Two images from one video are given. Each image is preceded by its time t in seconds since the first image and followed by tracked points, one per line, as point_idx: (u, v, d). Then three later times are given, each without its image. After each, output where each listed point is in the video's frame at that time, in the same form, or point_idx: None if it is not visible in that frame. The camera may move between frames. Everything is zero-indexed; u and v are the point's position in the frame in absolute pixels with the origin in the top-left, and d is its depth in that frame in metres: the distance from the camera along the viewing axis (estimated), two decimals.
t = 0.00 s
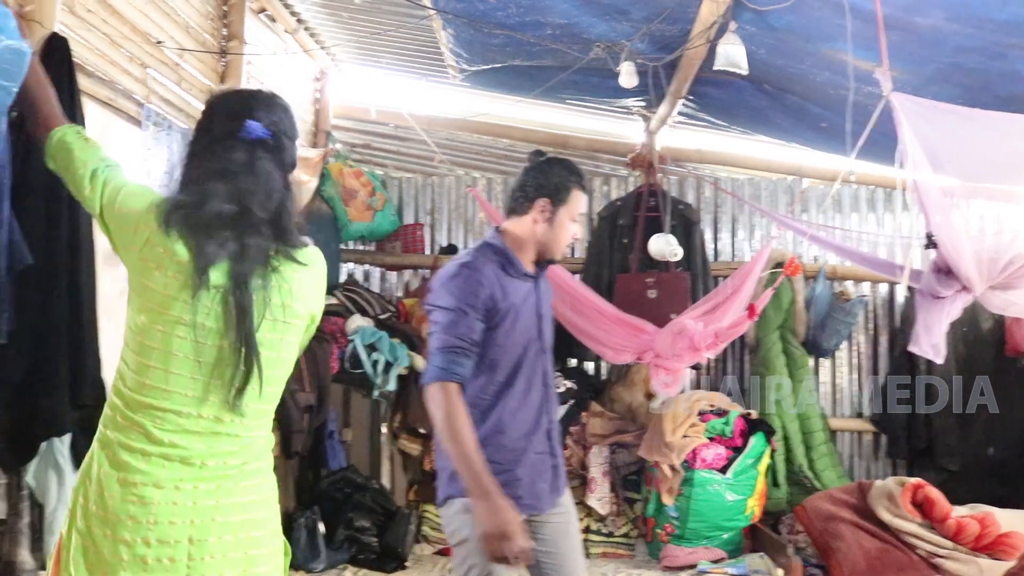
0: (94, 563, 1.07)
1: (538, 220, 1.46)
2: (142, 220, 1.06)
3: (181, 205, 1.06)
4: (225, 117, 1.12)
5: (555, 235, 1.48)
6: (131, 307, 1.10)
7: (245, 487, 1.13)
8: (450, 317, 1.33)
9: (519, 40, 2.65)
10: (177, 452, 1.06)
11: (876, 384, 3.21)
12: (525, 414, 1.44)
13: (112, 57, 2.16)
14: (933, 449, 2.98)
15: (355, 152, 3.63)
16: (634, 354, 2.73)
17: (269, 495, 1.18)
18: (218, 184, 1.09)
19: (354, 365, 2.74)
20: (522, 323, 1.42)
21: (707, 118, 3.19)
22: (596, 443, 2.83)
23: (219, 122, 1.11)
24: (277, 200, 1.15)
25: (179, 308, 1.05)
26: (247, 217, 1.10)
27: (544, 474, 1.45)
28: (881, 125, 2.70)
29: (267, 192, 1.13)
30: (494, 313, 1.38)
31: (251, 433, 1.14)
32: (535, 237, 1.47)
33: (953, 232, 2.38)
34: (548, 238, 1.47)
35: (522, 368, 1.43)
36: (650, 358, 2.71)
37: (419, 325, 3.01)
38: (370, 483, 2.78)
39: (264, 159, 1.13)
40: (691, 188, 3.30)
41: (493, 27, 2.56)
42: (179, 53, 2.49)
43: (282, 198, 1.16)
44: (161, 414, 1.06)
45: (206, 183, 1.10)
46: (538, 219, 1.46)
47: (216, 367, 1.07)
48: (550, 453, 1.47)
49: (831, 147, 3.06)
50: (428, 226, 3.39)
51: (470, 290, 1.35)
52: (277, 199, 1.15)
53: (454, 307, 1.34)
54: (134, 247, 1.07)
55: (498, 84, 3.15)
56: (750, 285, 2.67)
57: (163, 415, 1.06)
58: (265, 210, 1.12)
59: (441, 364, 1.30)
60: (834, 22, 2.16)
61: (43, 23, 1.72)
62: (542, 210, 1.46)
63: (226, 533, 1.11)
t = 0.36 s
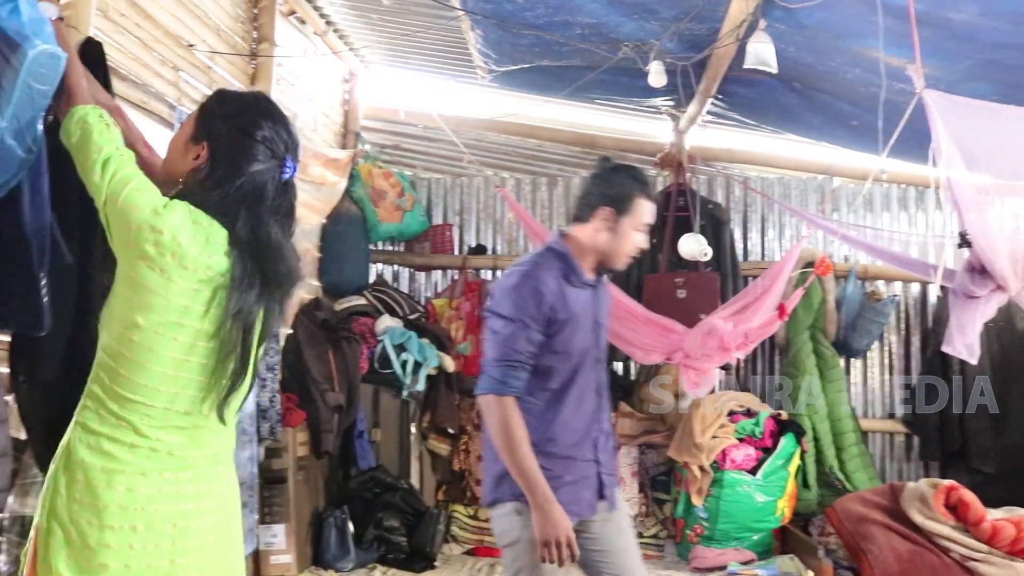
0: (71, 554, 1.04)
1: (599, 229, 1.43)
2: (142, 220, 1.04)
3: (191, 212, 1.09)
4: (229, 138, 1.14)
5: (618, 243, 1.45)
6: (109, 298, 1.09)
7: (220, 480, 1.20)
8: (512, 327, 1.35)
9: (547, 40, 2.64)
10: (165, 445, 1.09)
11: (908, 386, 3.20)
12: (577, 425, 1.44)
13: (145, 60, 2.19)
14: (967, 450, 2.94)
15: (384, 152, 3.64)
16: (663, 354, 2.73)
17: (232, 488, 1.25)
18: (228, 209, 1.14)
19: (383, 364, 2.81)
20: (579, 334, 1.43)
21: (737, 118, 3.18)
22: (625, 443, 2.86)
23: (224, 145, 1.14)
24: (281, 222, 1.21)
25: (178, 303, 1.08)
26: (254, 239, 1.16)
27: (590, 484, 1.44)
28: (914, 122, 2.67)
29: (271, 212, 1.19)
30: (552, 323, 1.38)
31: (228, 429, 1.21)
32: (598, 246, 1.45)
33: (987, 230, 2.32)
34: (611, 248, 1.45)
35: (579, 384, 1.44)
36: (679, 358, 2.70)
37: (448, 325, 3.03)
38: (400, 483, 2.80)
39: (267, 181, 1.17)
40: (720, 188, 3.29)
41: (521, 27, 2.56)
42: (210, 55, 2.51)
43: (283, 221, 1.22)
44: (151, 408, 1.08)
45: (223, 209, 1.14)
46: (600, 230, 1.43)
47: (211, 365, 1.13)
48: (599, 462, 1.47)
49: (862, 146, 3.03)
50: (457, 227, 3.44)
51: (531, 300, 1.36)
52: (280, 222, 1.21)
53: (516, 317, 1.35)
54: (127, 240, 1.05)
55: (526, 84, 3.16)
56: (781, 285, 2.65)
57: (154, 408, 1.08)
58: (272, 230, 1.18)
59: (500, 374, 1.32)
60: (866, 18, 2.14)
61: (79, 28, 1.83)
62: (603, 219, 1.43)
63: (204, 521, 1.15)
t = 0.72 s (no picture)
0: (89, 538, 1.17)
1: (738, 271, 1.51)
2: (150, 216, 1.15)
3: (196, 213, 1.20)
4: (235, 149, 1.25)
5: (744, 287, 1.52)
6: (111, 294, 1.20)
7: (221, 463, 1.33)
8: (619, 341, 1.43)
9: (574, 46, 2.64)
10: (169, 433, 1.22)
11: (939, 393, 3.18)
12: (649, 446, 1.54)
13: (177, 68, 2.20)
14: (1000, 458, 2.90)
15: (411, 160, 3.66)
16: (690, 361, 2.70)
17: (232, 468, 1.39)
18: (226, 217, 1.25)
19: (412, 370, 2.85)
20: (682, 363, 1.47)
21: (765, 122, 3.16)
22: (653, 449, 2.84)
23: (230, 157, 1.25)
24: (276, 232, 1.31)
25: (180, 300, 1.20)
26: (248, 245, 1.26)
27: (663, 507, 1.56)
28: (945, 126, 2.64)
29: (268, 221, 1.29)
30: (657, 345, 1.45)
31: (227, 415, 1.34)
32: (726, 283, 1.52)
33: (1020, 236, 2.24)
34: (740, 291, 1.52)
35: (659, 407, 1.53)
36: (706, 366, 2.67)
37: (475, 332, 3.08)
38: (428, 490, 2.80)
39: (269, 193, 1.27)
40: (748, 193, 3.32)
41: (548, 33, 2.56)
42: (240, 63, 2.53)
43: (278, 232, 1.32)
44: (155, 399, 1.20)
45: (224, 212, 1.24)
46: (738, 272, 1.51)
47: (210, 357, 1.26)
48: (672, 477, 1.57)
49: (893, 151, 3.01)
50: (484, 233, 3.52)
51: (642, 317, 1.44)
52: (275, 233, 1.31)
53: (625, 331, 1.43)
54: (133, 240, 1.16)
55: (553, 91, 3.16)
56: (810, 291, 2.63)
57: (159, 400, 1.20)
58: (268, 238, 1.29)
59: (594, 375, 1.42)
60: (896, 22, 2.11)
61: (113, 40, 1.84)
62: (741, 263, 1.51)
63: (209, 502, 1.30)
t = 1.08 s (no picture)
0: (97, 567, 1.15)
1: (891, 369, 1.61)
2: (143, 240, 1.12)
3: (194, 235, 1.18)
4: (241, 169, 1.25)
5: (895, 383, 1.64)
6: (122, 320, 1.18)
7: (235, 488, 1.31)
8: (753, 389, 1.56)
9: (588, 70, 2.66)
10: (177, 459, 1.20)
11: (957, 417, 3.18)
12: (757, 479, 1.71)
13: (195, 93, 2.23)
14: (1019, 484, 2.90)
15: (426, 182, 3.71)
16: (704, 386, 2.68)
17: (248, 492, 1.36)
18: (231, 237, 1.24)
19: (426, 395, 2.85)
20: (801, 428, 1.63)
21: (780, 146, 3.17)
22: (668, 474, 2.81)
23: (237, 174, 1.25)
24: (288, 248, 1.30)
25: (184, 323, 1.18)
26: (254, 267, 1.24)
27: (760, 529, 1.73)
28: (961, 149, 2.63)
29: (276, 240, 1.28)
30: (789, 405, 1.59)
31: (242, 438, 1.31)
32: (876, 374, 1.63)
33: None
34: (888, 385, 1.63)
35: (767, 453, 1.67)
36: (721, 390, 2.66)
37: (490, 355, 3.13)
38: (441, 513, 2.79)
39: (276, 209, 1.27)
40: (763, 217, 3.32)
41: (562, 58, 2.58)
42: (258, 88, 2.56)
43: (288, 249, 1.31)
44: (159, 426, 1.18)
45: (229, 232, 1.24)
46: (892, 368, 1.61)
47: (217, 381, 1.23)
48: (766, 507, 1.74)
49: (908, 175, 3.01)
50: (499, 255, 3.53)
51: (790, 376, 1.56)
52: (285, 252, 1.29)
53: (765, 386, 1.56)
54: (130, 265, 1.13)
55: (567, 114, 3.19)
56: (824, 315, 2.64)
57: (163, 427, 1.18)
58: (275, 257, 1.27)
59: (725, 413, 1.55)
60: (910, 45, 2.10)
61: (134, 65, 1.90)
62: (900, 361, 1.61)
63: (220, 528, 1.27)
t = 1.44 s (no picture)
0: None
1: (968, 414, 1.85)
2: (134, 263, 1.13)
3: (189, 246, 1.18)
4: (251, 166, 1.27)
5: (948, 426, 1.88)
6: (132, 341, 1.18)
7: (246, 505, 1.26)
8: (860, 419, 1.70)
9: (592, 78, 2.66)
10: (182, 475, 1.17)
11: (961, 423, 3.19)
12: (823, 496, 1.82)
13: (199, 101, 2.24)
14: None
15: (430, 191, 3.71)
16: (708, 393, 2.69)
17: (263, 510, 1.32)
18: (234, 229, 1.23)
19: (429, 402, 2.86)
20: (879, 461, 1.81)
21: (783, 153, 3.18)
22: (671, 482, 2.82)
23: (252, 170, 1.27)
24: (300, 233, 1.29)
25: (185, 338, 1.15)
26: (254, 256, 1.22)
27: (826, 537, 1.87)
28: (965, 157, 2.63)
29: (277, 227, 1.25)
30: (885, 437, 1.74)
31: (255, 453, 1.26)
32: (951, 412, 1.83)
33: None
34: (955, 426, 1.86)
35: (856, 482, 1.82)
36: (724, 397, 2.66)
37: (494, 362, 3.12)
38: (445, 522, 2.80)
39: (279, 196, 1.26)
40: (767, 225, 3.33)
41: (566, 66, 2.58)
42: (262, 96, 2.56)
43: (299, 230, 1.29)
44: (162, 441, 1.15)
45: (235, 227, 1.23)
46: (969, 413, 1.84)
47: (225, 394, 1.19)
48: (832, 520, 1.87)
49: (912, 183, 3.02)
50: (502, 263, 3.53)
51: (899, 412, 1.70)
52: (289, 240, 1.27)
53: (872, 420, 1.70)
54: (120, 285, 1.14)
55: (571, 122, 3.20)
56: (828, 322, 2.62)
57: (165, 442, 1.15)
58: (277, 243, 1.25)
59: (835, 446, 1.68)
60: (913, 53, 2.10)
61: (138, 73, 1.92)
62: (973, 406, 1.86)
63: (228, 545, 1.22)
